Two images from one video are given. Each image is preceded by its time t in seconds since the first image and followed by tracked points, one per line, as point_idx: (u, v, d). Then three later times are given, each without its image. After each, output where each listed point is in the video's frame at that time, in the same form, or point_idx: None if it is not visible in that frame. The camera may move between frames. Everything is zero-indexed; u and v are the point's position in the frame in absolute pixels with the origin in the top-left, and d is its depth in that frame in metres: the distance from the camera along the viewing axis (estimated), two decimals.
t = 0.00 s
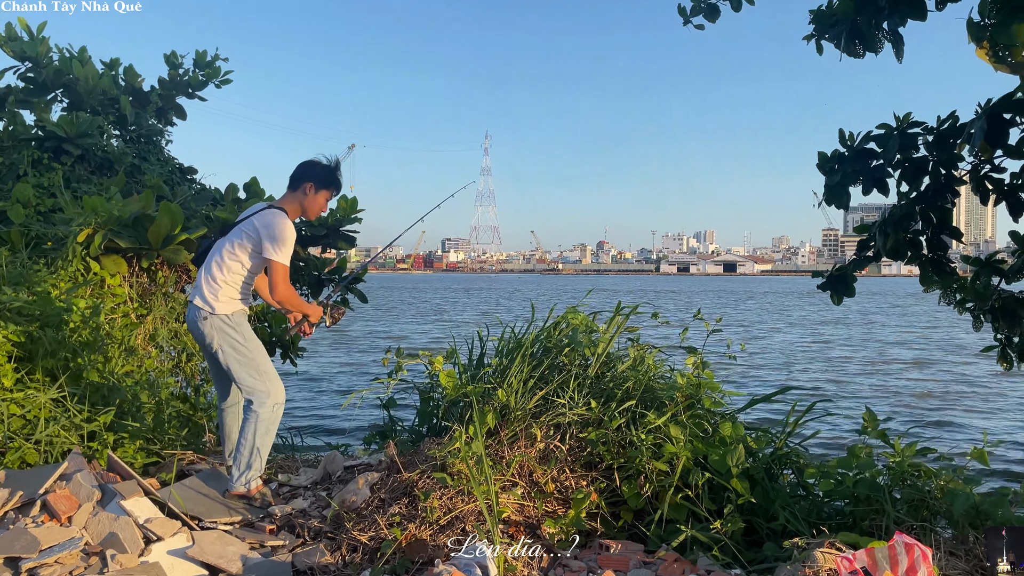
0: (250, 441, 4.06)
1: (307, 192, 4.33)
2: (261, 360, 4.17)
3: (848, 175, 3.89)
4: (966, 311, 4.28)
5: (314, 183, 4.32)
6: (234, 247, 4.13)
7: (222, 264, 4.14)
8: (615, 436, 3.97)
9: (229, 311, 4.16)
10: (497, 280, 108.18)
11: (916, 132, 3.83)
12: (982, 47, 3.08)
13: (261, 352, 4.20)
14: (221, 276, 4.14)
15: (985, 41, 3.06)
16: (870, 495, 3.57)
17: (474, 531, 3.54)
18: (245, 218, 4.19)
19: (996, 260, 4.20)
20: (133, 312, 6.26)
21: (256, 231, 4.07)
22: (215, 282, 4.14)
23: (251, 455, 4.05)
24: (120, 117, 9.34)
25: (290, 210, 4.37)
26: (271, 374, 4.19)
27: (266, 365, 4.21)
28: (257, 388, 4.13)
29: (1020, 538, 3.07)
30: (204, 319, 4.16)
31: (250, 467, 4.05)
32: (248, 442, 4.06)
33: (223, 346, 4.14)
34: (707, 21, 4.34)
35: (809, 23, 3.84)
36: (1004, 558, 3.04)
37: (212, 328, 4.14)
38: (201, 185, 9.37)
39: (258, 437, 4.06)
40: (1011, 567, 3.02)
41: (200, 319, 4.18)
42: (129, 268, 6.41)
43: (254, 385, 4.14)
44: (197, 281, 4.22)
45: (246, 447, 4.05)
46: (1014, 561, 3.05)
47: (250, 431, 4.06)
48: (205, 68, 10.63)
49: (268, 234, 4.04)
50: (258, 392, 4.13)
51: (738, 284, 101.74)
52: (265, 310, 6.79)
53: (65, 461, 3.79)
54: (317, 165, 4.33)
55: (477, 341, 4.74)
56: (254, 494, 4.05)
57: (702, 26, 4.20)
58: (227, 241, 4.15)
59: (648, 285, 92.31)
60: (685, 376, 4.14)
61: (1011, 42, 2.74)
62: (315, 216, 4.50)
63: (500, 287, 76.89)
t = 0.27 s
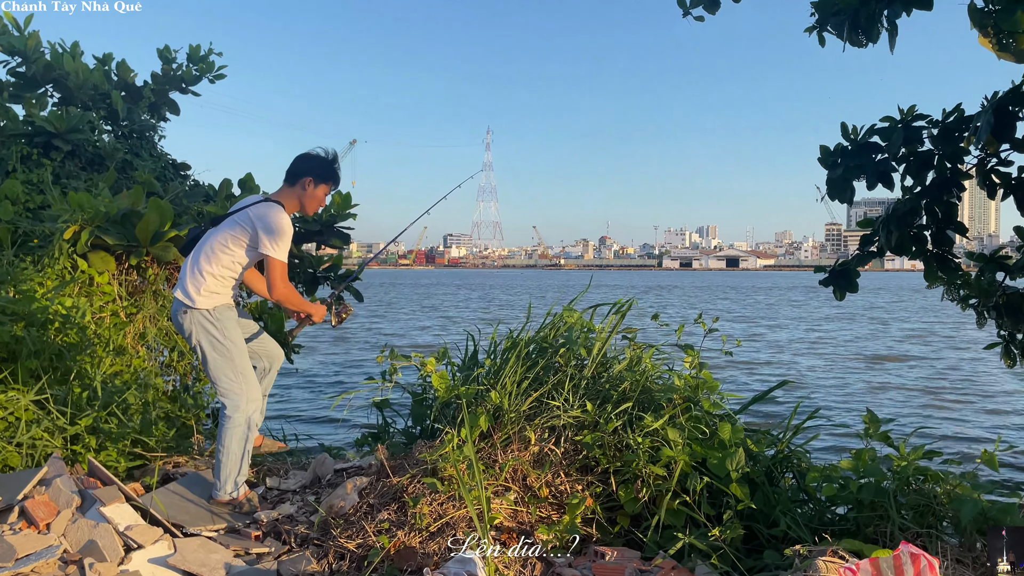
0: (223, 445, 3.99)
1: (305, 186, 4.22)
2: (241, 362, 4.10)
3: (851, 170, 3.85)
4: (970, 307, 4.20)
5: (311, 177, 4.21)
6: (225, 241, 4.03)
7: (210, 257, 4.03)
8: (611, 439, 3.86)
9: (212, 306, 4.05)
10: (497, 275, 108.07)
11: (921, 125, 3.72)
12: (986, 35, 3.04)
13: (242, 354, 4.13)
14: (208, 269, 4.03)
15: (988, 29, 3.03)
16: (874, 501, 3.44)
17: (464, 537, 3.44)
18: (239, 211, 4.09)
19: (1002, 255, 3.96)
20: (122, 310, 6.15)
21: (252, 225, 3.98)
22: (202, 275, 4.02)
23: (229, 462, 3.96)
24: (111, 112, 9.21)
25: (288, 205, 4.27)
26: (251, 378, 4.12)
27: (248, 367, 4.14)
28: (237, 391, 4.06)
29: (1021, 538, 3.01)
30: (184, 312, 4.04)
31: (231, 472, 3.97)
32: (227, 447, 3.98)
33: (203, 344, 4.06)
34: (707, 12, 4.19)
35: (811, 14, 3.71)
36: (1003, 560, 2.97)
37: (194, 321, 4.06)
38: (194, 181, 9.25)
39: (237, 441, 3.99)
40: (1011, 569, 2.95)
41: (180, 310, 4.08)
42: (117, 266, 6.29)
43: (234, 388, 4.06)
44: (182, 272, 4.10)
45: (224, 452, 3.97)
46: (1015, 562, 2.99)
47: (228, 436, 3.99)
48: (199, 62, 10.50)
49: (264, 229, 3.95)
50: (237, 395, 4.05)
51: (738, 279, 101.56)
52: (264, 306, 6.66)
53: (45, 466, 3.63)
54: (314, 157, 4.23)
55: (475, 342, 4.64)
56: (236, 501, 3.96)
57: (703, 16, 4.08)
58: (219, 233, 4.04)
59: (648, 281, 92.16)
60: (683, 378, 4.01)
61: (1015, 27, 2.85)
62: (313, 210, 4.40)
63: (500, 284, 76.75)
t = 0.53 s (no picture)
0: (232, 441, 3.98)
1: (320, 180, 4.15)
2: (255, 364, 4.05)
3: (867, 163, 3.76)
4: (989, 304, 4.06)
5: (326, 171, 4.14)
6: (241, 235, 3.99)
7: (225, 252, 4.00)
8: (615, 437, 3.80)
9: (228, 302, 4.02)
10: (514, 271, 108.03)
11: (940, 118, 3.62)
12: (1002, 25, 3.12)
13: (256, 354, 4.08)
14: (225, 264, 4.00)
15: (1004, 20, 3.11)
16: (884, 502, 3.36)
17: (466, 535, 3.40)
18: (253, 205, 4.05)
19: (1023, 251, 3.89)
20: (132, 305, 6.16)
21: (266, 218, 3.93)
22: (218, 270, 3.99)
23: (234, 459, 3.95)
24: (124, 108, 9.24)
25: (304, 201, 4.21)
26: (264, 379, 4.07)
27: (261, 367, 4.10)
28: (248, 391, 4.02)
29: (1020, 538, 3.07)
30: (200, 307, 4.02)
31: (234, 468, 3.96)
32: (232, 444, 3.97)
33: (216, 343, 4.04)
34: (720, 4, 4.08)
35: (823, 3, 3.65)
36: (1003, 558, 3.02)
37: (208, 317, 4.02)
38: (207, 176, 9.26)
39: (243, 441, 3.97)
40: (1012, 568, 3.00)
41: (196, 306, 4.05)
42: (127, 261, 6.30)
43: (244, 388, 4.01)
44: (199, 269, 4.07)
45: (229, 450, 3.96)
46: (1015, 561, 3.04)
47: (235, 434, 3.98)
48: (212, 58, 10.51)
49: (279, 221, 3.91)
50: (248, 395, 4.01)
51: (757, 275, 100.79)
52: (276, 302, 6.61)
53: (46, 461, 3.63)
54: (329, 152, 4.14)
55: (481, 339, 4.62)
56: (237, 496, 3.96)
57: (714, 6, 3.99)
58: (235, 228, 4.00)
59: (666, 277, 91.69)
60: (689, 375, 3.93)
61: None
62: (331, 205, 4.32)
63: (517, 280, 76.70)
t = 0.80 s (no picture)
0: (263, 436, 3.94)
1: (352, 177, 4.13)
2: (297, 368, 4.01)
3: (893, 156, 3.65)
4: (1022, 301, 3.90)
5: (357, 168, 4.12)
6: (278, 236, 3.96)
7: (265, 255, 3.97)
8: (618, 431, 3.77)
9: (271, 305, 3.97)
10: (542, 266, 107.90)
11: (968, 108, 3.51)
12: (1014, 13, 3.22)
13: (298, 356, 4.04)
14: (265, 267, 3.96)
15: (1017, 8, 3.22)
16: (892, 501, 3.31)
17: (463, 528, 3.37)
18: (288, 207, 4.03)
19: None
20: (150, 298, 6.25)
21: (301, 217, 3.90)
22: (260, 274, 3.96)
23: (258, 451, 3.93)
24: (148, 104, 9.37)
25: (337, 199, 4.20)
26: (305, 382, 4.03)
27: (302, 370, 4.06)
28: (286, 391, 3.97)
29: (1020, 538, 2.97)
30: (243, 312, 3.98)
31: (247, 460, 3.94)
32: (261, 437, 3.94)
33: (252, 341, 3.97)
34: None
35: None
36: (1004, 557, 2.92)
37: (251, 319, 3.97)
38: (229, 172, 9.36)
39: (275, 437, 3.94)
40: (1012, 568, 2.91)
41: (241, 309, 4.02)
42: (146, 255, 6.40)
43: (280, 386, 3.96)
44: (242, 275, 4.05)
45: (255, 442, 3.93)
46: (1015, 561, 2.93)
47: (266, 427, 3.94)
48: (234, 54, 10.62)
49: (313, 218, 3.87)
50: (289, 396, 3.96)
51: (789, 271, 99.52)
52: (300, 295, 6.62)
53: (53, 450, 3.71)
54: (359, 149, 4.13)
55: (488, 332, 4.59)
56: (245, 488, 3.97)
57: None
58: (272, 231, 3.98)
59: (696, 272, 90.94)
60: (694, 369, 3.90)
61: None
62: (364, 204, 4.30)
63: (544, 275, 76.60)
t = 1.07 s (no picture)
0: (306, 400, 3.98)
1: (377, 186, 4.12)
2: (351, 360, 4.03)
3: (915, 149, 3.48)
4: None
5: (383, 177, 4.10)
6: (306, 243, 3.97)
7: (292, 260, 3.98)
8: (614, 424, 3.79)
9: (298, 307, 3.99)
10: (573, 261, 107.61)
11: (993, 99, 3.38)
12: None
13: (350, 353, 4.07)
14: (292, 271, 3.97)
15: None
16: (889, 498, 3.27)
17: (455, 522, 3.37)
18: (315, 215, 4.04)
19: None
20: (169, 292, 6.35)
21: (328, 224, 3.91)
22: (286, 277, 3.98)
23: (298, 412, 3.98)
24: (172, 102, 9.51)
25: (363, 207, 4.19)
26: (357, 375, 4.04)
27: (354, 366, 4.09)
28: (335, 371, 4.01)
29: (1021, 538, 2.91)
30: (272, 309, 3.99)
31: (283, 413, 3.99)
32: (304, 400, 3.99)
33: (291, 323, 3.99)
34: None
35: None
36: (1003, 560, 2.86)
37: (280, 315, 3.98)
38: (251, 167, 9.47)
39: (318, 407, 3.98)
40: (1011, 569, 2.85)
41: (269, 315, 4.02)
42: (165, 250, 6.51)
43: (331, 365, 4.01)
44: (269, 278, 4.07)
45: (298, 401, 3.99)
46: (1015, 562, 2.88)
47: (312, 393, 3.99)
48: (256, 51, 10.74)
49: (340, 225, 3.87)
50: (345, 373, 4.01)
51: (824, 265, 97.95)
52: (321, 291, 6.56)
53: (59, 439, 3.80)
54: (386, 158, 4.11)
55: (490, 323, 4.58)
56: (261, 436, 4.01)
57: None
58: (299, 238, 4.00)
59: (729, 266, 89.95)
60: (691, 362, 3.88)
61: None
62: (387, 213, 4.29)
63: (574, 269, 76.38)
